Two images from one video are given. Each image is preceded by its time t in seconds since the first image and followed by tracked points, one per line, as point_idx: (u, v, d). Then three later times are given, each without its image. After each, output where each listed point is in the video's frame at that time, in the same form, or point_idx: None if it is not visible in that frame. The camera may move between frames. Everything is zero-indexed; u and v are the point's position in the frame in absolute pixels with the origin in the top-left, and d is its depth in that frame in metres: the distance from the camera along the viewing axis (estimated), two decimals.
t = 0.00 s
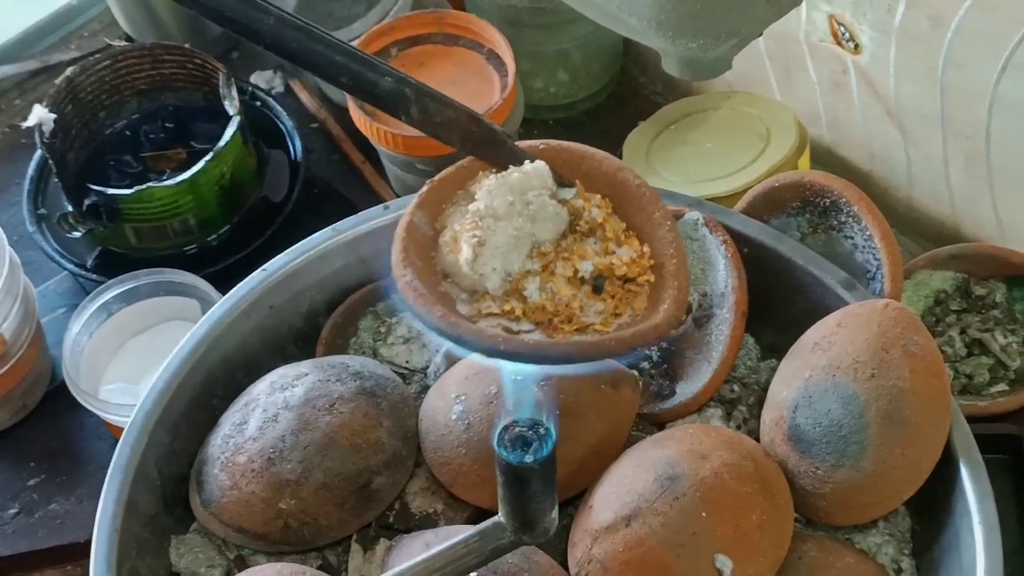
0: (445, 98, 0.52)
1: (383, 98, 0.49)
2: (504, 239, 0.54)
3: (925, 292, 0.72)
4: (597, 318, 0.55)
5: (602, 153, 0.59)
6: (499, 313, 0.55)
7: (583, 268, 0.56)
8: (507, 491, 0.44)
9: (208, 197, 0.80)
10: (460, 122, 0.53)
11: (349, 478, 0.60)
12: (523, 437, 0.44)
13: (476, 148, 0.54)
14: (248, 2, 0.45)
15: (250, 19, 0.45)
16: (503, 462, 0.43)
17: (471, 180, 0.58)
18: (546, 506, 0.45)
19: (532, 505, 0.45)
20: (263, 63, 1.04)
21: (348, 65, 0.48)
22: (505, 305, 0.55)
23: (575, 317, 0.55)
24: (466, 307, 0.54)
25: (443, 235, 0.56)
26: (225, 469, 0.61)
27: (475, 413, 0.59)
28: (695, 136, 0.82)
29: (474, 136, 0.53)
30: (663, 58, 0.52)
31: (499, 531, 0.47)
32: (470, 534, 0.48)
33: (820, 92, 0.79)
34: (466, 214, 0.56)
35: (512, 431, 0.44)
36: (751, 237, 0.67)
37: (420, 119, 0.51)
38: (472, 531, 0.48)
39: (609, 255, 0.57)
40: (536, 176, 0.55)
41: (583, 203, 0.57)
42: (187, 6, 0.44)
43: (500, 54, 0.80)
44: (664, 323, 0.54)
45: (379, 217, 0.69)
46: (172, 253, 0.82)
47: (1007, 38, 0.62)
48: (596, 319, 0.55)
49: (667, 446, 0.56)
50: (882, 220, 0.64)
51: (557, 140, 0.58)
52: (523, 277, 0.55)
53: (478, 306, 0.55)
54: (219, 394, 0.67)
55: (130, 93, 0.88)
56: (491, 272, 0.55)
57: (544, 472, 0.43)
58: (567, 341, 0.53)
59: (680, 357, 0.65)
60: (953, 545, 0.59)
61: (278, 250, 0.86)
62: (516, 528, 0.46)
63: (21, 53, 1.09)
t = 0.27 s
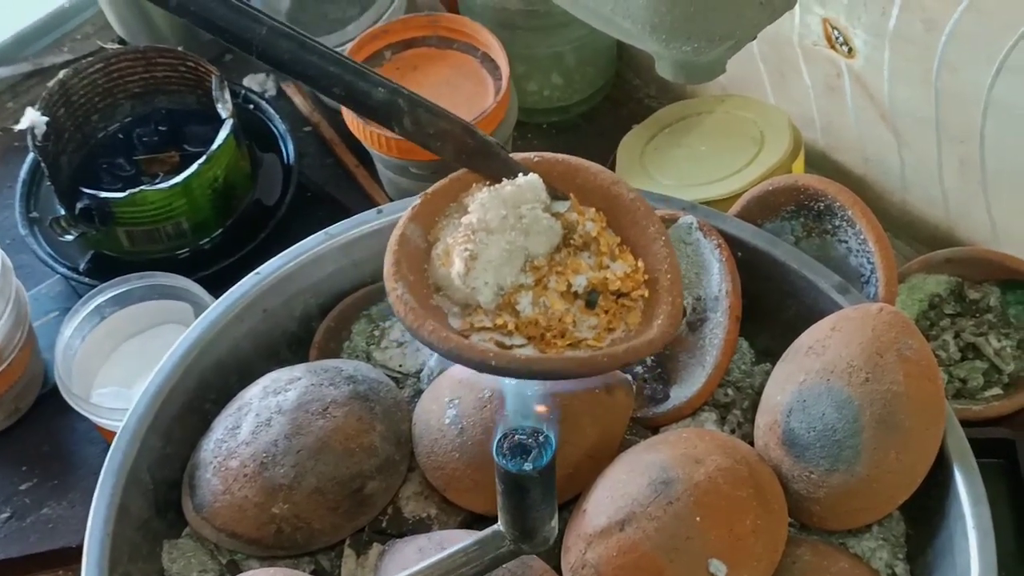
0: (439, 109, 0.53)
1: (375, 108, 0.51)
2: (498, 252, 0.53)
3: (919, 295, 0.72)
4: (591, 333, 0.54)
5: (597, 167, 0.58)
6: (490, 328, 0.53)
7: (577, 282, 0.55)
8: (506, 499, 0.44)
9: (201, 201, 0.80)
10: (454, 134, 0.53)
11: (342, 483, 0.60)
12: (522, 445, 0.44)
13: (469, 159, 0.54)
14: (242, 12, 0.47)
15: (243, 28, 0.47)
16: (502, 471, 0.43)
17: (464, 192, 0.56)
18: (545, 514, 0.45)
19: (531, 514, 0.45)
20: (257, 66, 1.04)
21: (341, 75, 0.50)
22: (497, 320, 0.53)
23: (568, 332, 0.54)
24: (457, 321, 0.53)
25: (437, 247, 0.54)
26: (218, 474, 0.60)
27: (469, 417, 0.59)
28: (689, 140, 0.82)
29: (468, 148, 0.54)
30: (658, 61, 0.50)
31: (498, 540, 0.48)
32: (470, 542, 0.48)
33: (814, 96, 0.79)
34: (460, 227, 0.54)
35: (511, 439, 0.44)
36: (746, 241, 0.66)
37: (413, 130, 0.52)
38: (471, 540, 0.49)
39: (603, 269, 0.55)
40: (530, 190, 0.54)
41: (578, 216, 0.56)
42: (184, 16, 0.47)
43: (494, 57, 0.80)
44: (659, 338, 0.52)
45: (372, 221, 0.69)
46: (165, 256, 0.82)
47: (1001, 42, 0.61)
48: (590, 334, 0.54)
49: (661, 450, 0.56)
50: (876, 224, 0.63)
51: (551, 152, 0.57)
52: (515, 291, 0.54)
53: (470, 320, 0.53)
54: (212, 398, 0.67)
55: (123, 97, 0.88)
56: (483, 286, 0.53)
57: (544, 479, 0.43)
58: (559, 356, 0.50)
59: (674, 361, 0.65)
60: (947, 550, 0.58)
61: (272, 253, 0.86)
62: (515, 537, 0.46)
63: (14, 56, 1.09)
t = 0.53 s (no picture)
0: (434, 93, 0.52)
1: (373, 93, 0.50)
2: (497, 235, 0.54)
3: (907, 295, 0.73)
4: (590, 313, 0.55)
5: (594, 148, 0.59)
6: (491, 309, 0.54)
7: (575, 263, 0.56)
8: (503, 491, 0.44)
9: (187, 200, 0.80)
10: (450, 117, 0.53)
11: (330, 483, 0.60)
12: (520, 436, 0.43)
13: (467, 142, 0.54)
14: None
15: (238, 13, 0.45)
16: (500, 462, 0.43)
17: (462, 175, 0.58)
18: (542, 506, 0.45)
19: (529, 505, 0.44)
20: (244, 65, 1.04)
21: (336, 61, 0.48)
22: (498, 302, 0.55)
23: (568, 312, 0.55)
24: (458, 304, 0.54)
25: (436, 231, 0.56)
26: (204, 474, 0.60)
27: (457, 417, 0.59)
28: (678, 140, 0.82)
29: (465, 132, 0.54)
30: (645, 60, 0.50)
31: (496, 532, 0.47)
32: (468, 534, 0.47)
33: (803, 96, 0.79)
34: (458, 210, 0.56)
35: (508, 430, 0.44)
36: (734, 241, 0.66)
37: (410, 115, 0.51)
38: (467, 533, 0.48)
39: (601, 250, 0.57)
40: (528, 172, 0.55)
41: (575, 197, 0.57)
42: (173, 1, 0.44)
43: (482, 56, 0.80)
44: (657, 318, 0.54)
45: (360, 221, 0.69)
46: (152, 256, 0.82)
47: (990, 41, 0.61)
48: (589, 314, 0.55)
49: (650, 450, 0.55)
50: (864, 224, 0.63)
51: (548, 135, 0.59)
52: (515, 273, 0.55)
53: (471, 302, 0.55)
54: (199, 398, 0.67)
55: (110, 95, 0.88)
56: (484, 268, 0.55)
57: (541, 470, 0.43)
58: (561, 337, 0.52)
59: (662, 361, 0.65)
60: (935, 550, 0.58)
61: (261, 253, 0.86)
62: (513, 529, 0.46)
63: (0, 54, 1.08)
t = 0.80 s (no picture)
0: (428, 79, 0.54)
1: (366, 81, 0.51)
2: (497, 215, 0.58)
3: (900, 297, 0.73)
4: (595, 289, 0.59)
5: (589, 128, 0.62)
6: (496, 289, 0.58)
7: (577, 241, 0.60)
8: (491, 498, 0.43)
9: (181, 201, 0.80)
10: (445, 103, 0.55)
11: (324, 484, 0.60)
12: (508, 444, 0.42)
13: (460, 125, 0.57)
14: None
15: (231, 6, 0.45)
16: (488, 469, 0.42)
17: (459, 159, 0.62)
18: (531, 513, 0.44)
19: (517, 513, 0.44)
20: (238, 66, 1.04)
21: (330, 49, 0.49)
22: (501, 282, 0.58)
23: (572, 289, 0.59)
24: (462, 283, 0.58)
25: (435, 215, 0.60)
26: (199, 476, 0.60)
27: (451, 419, 0.59)
28: (672, 141, 0.82)
29: (461, 117, 0.56)
30: (638, 62, 0.51)
31: (485, 539, 0.47)
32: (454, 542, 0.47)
33: (796, 98, 0.79)
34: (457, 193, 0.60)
35: (496, 436, 0.43)
36: (727, 243, 0.66)
37: (405, 101, 0.53)
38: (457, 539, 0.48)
39: (602, 227, 0.60)
40: (525, 153, 0.59)
41: (573, 177, 0.61)
42: None
43: (476, 58, 0.79)
44: (660, 290, 0.57)
45: (354, 222, 0.70)
46: (146, 257, 0.82)
47: (983, 43, 0.62)
48: (594, 291, 0.59)
49: (644, 452, 0.56)
50: (857, 226, 0.64)
51: (544, 117, 0.62)
52: (518, 253, 0.59)
53: (474, 283, 0.58)
54: (193, 400, 0.67)
55: (104, 97, 0.88)
56: (485, 249, 0.58)
57: (530, 477, 0.42)
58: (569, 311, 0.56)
59: (657, 362, 0.66)
60: (927, 552, 0.59)
61: (256, 254, 0.86)
62: (501, 536, 0.45)
63: None
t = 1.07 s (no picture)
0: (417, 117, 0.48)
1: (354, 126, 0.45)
2: (498, 248, 0.52)
3: (898, 297, 0.73)
4: (602, 315, 0.53)
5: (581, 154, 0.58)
6: (502, 324, 0.52)
7: (580, 268, 0.54)
8: (486, 510, 0.44)
9: (180, 201, 0.80)
10: (435, 138, 0.49)
11: (323, 483, 0.60)
12: (503, 457, 0.43)
13: (453, 164, 0.52)
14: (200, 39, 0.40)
15: (205, 57, 0.40)
16: (482, 482, 0.43)
17: (453, 197, 0.56)
18: (526, 527, 0.45)
19: (512, 527, 0.44)
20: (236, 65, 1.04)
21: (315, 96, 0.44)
22: (507, 316, 0.53)
23: (580, 318, 0.53)
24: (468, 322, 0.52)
25: (434, 254, 0.54)
26: (198, 475, 0.60)
27: (450, 418, 0.59)
28: (670, 141, 0.82)
29: (451, 154, 0.51)
30: (636, 60, 0.51)
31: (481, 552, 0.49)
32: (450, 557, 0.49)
33: (795, 98, 0.80)
34: (455, 229, 0.54)
35: (492, 450, 0.44)
36: (726, 242, 0.66)
37: (394, 142, 0.47)
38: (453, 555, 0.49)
39: (604, 252, 0.55)
40: (521, 184, 0.53)
41: (570, 205, 0.56)
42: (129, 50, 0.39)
43: (475, 58, 0.79)
44: (672, 310, 0.51)
45: (353, 222, 0.69)
46: (145, 257, 0.82)
47: (981, 42, 0.62)
48: (602, 317, 0.53)
49: (642, 451, 0.56)
50: (856, 225, 0.64)
51: (534, 147, 0.57)
52: (521, 285, 0.53)
53: (481, 319, 0.52)
54: (191, 399, 0.67)
55: (103, 96, 0.88)
56: (489, 284, 0.52)
57: (525, 490, 0.43)
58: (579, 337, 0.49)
59: (656, 362, 0.66)
60: (926, 550, 0.59)
61: (255, 254, 0.86)
62: (497, 550, 0.46)
63: None
